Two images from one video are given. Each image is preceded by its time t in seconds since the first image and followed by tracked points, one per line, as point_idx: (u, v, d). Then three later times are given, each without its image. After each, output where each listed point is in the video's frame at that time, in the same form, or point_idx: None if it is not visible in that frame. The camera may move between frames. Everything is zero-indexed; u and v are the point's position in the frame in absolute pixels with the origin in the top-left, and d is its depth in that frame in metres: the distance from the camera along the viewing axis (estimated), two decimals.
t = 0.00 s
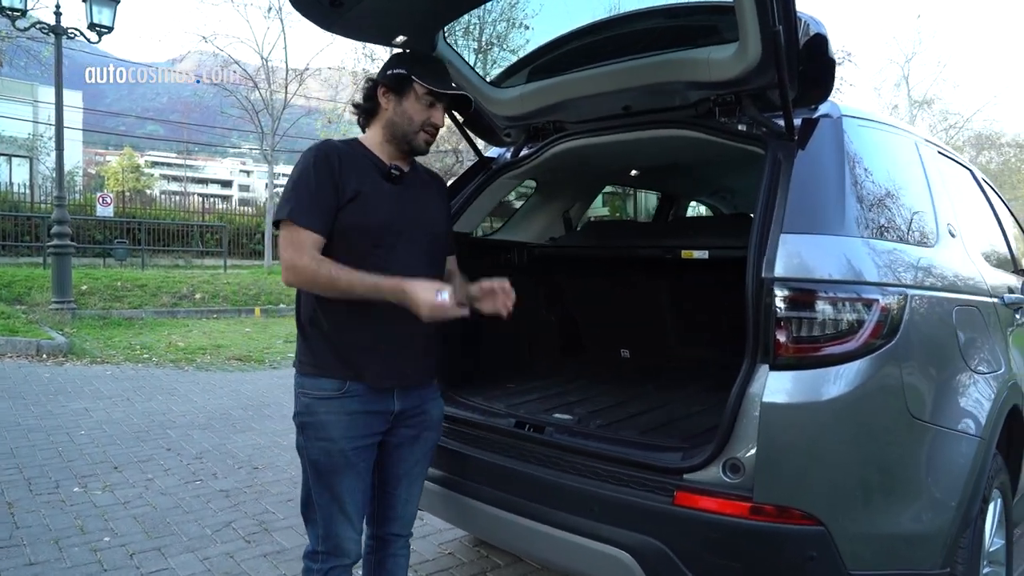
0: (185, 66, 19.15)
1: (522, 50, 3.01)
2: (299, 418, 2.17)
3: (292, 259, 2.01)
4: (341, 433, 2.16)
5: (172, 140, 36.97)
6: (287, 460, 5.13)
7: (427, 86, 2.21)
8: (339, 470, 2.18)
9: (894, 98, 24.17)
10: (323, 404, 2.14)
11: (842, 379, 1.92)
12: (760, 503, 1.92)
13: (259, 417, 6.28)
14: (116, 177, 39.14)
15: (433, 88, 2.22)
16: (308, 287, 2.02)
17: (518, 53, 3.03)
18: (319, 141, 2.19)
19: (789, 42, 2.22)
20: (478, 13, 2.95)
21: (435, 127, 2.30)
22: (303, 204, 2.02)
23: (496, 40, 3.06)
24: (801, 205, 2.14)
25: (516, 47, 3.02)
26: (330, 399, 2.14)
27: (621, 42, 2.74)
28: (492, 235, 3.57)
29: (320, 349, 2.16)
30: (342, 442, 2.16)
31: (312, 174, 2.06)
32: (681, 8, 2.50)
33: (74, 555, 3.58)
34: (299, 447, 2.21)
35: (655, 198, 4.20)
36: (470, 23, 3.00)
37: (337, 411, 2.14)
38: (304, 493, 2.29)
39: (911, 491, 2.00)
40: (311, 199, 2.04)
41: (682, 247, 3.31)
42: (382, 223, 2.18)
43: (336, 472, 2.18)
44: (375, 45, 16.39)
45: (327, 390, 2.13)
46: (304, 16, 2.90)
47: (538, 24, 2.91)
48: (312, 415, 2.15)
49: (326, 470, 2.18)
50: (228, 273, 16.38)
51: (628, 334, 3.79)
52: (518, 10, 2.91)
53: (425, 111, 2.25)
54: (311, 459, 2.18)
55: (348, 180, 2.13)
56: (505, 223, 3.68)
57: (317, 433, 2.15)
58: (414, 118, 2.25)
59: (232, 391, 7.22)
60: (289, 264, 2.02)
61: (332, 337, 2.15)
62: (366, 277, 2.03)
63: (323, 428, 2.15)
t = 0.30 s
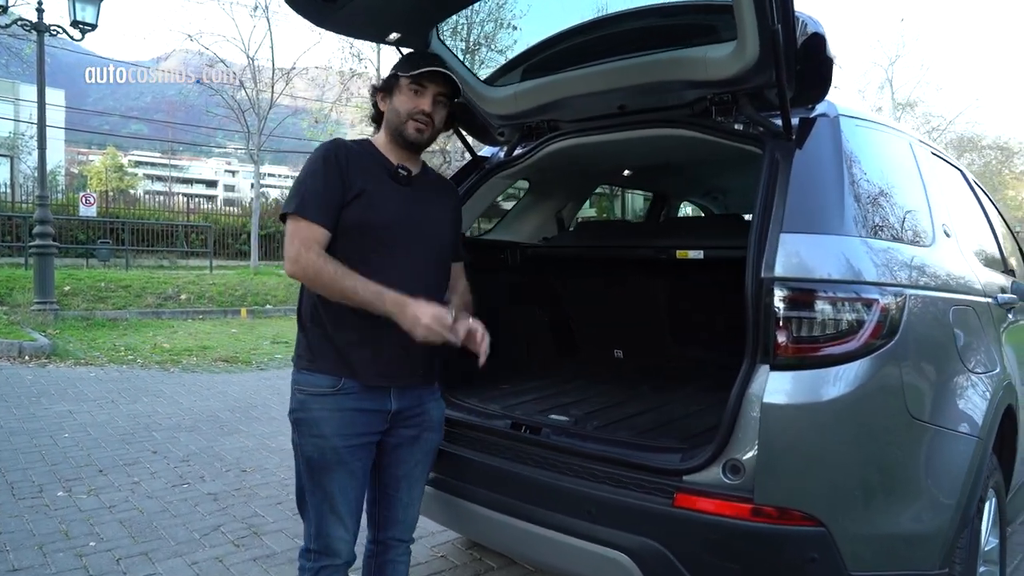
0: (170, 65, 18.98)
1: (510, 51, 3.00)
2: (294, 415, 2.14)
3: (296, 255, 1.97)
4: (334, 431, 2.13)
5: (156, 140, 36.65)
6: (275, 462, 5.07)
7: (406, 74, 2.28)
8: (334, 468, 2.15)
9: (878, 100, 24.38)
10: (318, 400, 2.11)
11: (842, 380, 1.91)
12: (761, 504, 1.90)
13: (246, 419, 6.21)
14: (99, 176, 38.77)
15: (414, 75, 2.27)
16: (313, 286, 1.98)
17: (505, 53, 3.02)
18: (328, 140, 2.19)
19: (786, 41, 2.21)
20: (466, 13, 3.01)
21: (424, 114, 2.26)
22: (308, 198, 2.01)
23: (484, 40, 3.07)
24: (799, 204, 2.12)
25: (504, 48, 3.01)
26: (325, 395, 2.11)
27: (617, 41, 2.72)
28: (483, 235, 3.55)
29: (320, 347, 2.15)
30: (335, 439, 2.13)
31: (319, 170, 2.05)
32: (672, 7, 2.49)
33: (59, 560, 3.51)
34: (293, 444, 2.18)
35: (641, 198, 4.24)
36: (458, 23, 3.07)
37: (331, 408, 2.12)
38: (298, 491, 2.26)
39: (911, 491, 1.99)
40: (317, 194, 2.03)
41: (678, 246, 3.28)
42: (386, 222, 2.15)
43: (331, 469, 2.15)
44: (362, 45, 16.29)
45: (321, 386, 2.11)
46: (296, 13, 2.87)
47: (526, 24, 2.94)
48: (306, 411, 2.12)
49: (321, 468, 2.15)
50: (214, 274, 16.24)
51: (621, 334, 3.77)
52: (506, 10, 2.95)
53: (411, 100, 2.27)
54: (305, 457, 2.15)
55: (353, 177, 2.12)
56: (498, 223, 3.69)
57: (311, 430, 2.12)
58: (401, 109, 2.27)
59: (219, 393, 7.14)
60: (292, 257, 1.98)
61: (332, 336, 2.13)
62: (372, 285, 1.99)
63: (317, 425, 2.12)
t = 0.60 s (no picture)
0: (156, 63, 18.80)
1: (499, 52, 3.05)
2: (293, 417, 2.10)
3: (275, 257, 1.96)
4: (336, 433, 2.09)
5: (142, 139, 36.34)
6: (266, 465, 5.01)
7: (389, 65, 2.27)
8: (334, 470, 2.11)
9: (865, 102, 24.53)
10: (318, 401, 2.07)
11: (845, 381, 1.89)
12: (765, 505, 1.88)
13: (236, 421, 6.14)
14: (84, 176, 38.39)
15: (395, 65, 2.26)
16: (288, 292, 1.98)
17: (495, 55, 3.06)
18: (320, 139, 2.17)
19: (786, 38, 2.19)
20: (455, 14, 3.03)
21: (414, 101, 2.22)
22: (296, 196, 1.98)
23: (474, 41, 3.11)
24: (799, 203, 2.10)
25: (494, 48, 3.05)
26: (325, 396, 2.07)
27: (615, 39, 2.70)
28: (478, 235, 3.52)
29: (316, 346, 2.11)
30: (337, 441, 2.09)
31: (308, 167, 2.02)
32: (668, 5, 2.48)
33: (45, 566, 3.45)
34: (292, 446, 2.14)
35: (628, 198, 4.23)
36: (447, 24, 3.09)
37: (332, 409, 2.08)
38: (297, 493, 2.22)
39: (912, 491, 1.97)
40: (307, 193, 2.00)
41: (674, 246, 3.25)
42: (384, 220, 2.11)
43: (332, 472, 2.11)
44: (351, 45, 16.21)
45: (321, 387, 2.07)
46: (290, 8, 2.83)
47: (515, 24, 2.96)
48: (306, 413, 2.08)
49: (321, 470, 2.11)
50: (201, 275, 16.10)
51: (616, 334, 3.75)
52: (495, 10, 2.96)
53: (398, 90, 2.25)
54: (304, 459, 2.11)
55: (347, 177, 2.09)
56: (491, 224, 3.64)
57: (311, 432, 2.08)
58: (390, 101, 2.25)
59: (207, 395, 7.06)
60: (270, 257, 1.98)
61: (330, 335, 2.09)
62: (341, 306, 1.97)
63: (318, 427, 2.08)
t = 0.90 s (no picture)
0: (143, 62, 18.63)
1: (490, 51, 3.04)
2: (292, 427, 2.04)
3: (260, 266, 1.90)
4: (339, 443, 2.05)
5: (129, 138, 36.05)
6: (255, 467, 4.95)
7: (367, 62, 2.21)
8: (335, 480, 2.06)
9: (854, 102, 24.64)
10: (319, 411, 2.02)
11: (845, 383, 1.86)
12: (765, 509, 1.85)
13: (225, 423, 6.08)
14: (70, 174, 38.06)
15: (371, 61, 2.20)
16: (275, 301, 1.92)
17: (485, 53, 3.05)
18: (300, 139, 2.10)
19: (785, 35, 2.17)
20: (445, 12, 2.99)
21: (390, 102, 2.17)
22: (281, 202, 1.92)
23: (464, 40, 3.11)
24: (799, 202, 2.08)
25: (484, 47, 3.05)
26: (326, 406, 2.02)
27: (612, 37, 2.66)
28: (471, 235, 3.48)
29: (309, 350, 2.04)
30: (342, 451, 2.06)
31: (291, 170, 1.96)
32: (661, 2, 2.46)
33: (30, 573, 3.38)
34: (292, 458, 2.08)
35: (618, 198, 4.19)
36: (437, 22, 3.03)
37: (334, 419, 2.03)
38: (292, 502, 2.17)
39: (912, 493, 1.95)
40: (293, 198, 1.93)
41: (669, 246, 3.22)
42: (375, 221, 2.07)
43: (334, 482, 2.07)
44: (341, 43, 16.16)
45: (322, 397, 2.02)
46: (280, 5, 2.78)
47: (506, 23, 2.96)
48: (307, 424, 2.03)
49: (321, 481, 2.06)
50: (189, 274, 15.97)
51: (611, 335, 3.73)
52: (485, 9, 2.96)
53: (374, 89, 2.19)
54: (304, 470, 2.06)
55: (333, 178, 2.03)
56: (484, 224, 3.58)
57: (312, 443, 2.03)
58: (365, 99, 2.19)
59: (195, 396, 6.97)
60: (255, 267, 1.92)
61: (326, 340, 2.04)
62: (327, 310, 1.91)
63: (320, 437, 2.03)
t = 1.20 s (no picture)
0: (135, 60, 18.49)
1: (484, 49, 2.93)
2: (277, 438, 1.98)
3: (240, 253, 1.79)
4: (329, 453, 2.00)
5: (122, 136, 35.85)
6: (247, 469, 4.88)
7: (347, 48, 2.06)
8: (324, 492, 2.01)
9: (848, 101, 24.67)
10: (307, 421, 1.96)
11: (852, 385, 1.81)
12: (772, 516, 1.80)
13: (217, 424, 6.01)
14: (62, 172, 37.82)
15: (354, 49, 2.06)
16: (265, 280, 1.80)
17: (479, 52, 2.95)
18: (278, 129, 1.99)
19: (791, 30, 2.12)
20: (438, 11, 2.84)
21: (373, 92, 2.07)
22: (259, 195, 1.82)
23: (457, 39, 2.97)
24: (804, 201, 2.03)
25: (478, 46, 2.93)
26: (315, 416, 1.96)
27: (608, 32, 2.61)
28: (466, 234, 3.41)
29: (293, 356, 1.97)
30: (332, 462, 2.00)
31: (272, 163, 1.86)
32: None
33: None
34: (277, 470, 2.01)
35: (611, 198, 4.10)
36: (430, 19, 2.93)
37: (324, 429, 1.98)
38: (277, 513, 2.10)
39: (920, 498, 1.91)
40: (276, 195, 1.84)
41: (668, 245, 3.17)
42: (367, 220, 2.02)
43: (322, 495, 2.01)
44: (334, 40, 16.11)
45: (308, 406, 1.96)
46: None
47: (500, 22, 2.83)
48: (294, 434, 1.96)
49: (309, 494, 2.00)
50: (182, 274, 15.86)
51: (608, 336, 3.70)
52: (478, 8, 2.84)
53: (356, 77, 2.07)
54: (291, 482, 2.00)
55: (317, 174, 1.95)
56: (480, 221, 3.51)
57: (300, 454, 1.97)
58: (347, 87, 2.07)
59: (187, 397, 6.89)
60: (238, 258, 1.80)
61: (314, 345, 1.97)
62: (328, 241, 1.81)
63: (308, 448, 1.97)
